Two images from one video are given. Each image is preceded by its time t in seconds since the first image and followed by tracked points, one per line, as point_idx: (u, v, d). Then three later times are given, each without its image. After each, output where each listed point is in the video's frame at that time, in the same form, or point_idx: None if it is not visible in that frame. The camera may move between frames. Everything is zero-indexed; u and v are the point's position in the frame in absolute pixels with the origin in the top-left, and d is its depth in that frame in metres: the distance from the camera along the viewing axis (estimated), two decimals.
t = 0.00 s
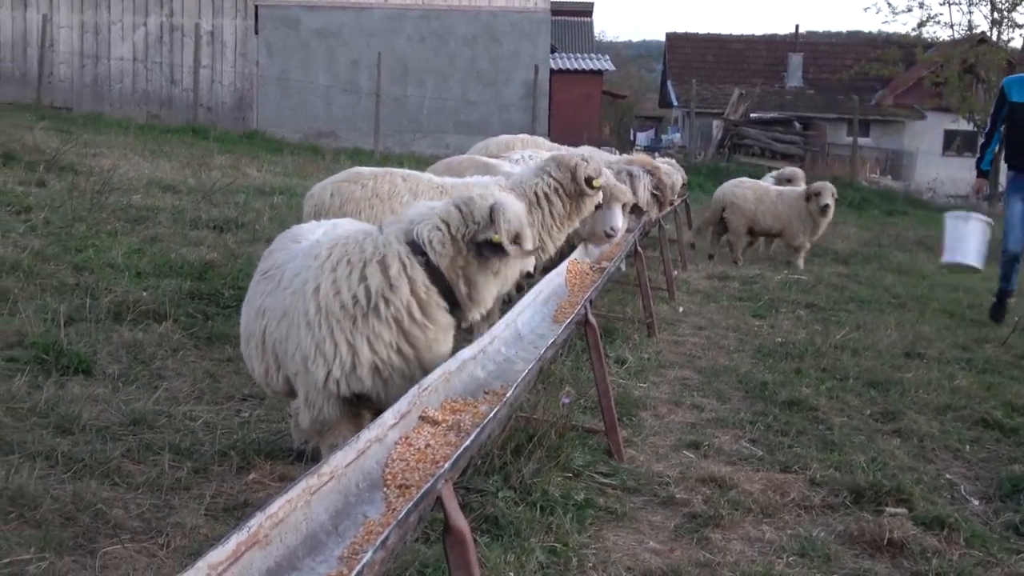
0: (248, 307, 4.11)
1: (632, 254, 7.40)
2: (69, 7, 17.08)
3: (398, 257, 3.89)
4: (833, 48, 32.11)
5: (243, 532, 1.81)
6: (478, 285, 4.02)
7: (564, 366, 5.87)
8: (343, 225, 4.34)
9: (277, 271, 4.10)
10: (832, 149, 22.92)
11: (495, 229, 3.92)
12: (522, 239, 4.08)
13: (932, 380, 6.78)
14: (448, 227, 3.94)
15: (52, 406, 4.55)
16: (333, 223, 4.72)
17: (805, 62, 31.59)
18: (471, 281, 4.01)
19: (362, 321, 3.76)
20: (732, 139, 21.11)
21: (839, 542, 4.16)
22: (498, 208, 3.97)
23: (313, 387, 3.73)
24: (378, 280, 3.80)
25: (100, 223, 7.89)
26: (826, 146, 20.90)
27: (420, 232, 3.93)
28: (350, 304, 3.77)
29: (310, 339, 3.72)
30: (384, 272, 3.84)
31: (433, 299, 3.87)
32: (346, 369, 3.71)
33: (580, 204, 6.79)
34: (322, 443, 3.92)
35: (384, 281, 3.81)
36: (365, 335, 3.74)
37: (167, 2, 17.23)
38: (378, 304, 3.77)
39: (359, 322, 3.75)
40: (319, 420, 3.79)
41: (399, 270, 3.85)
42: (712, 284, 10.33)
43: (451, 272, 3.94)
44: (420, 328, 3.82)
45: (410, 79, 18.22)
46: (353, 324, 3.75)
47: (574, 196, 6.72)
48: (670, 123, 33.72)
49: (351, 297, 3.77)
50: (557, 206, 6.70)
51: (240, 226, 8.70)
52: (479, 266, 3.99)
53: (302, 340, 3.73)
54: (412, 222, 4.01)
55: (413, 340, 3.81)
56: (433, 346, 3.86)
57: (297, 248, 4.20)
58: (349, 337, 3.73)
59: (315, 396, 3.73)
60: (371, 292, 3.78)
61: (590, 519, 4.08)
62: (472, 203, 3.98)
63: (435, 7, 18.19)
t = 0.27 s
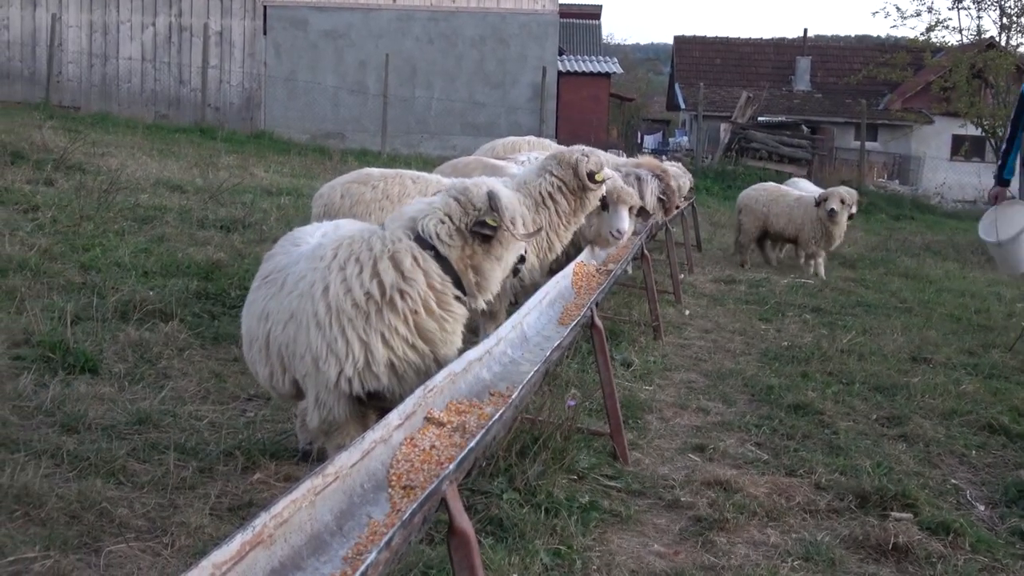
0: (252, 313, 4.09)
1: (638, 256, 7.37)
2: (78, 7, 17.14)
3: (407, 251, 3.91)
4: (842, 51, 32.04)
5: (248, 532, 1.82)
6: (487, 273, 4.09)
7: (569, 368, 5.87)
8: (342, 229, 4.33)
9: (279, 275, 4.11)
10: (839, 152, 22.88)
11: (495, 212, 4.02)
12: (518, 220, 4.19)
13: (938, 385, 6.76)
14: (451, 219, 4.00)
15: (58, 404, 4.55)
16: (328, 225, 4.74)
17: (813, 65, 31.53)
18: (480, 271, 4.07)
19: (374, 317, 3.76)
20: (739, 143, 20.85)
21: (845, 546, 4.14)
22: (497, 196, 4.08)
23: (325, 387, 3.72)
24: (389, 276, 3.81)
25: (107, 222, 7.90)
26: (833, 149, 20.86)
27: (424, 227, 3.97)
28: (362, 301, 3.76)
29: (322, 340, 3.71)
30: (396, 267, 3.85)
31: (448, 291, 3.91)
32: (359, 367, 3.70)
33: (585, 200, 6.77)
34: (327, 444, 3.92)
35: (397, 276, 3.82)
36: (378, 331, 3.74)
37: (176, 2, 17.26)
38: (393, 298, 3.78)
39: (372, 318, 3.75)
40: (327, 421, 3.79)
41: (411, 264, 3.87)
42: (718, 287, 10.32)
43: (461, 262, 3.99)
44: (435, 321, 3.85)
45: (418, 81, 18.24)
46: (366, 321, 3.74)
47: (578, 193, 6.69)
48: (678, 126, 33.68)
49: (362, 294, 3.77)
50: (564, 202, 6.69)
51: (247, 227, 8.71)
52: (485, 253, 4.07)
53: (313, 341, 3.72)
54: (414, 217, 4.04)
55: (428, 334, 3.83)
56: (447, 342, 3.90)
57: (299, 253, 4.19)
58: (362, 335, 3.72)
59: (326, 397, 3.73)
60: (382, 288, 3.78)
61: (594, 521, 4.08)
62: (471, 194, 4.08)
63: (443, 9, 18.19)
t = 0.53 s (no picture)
0: (258, 315, 4.10)
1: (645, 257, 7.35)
2: (86, 8, 17.19)
3: (408, 253, 3.90)
4: (849, 55, 31.97)
5: (253, 532, 1.82)
6: (487, 273, 4.08)
7: (575, 370, 5.86)
8: (346, 230, 4.34)
9: (285, 277, 4.11)
10: (846, 155, 22.84)
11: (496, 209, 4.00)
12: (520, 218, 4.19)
13: (945, 388, 6.73)
14: (451, 218, 3.99)
15: (64, 405, 4.57)
16: (334, 227, 4.74)
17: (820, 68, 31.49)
18: (480, 270, 4.06)
19: (377, 319, 3.76)
20: (746, 146, 20.88)
21: (850, 549, 4.13)
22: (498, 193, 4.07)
23: (329, 389, 3.73)
24: (391, 278, 3.81)
25: (114, 223, 7.91)
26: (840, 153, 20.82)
27: (423, 227, 3.96)
28: (364, 303, 3.76)
29: (326, 342, 3.72)
30: (397, 269, 3.85)
31: (448, 292, 3.90)
32: (363, 369, 3.70)
33: (587, 200, 6.78)
34: (332, 444, 3.92)
35: (397, 278, 3.82)
36: (380, 333, 3.74)
37: (184, 4, 17.31)
38: (394, 300, 3.77)
39: (374, 321, 3.75)
40: (333, 423, 3.80)
41: (411, 266, 3.87)
42: (724, 289, 10.30)
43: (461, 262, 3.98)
44: (435, 323, 3.84)
45: (425, 83, 18.25)
46: (369, 323, 3.74)
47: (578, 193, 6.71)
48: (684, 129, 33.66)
49: (364, 296, 3.77)
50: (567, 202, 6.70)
51: (254, 228, 8.72)
52: (485, 252, 4.06)
53: (318, 342, 3.73)
54: (413, 217, 4.03)
55: (430, 336, 3.83)
56: (450, 344, 3.89)
57: (304, 254, 4.20)
58: (365, 337, 3.72)
59: (331, 398, 3.73)
60: (384, 290, 3.78)
61: (600, 523, 4.07)
62: (472, 190, 4.06)
63: (450, 11, 18.20)
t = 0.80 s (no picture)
0: (263, 314, 4.12)
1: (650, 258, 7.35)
2: (92, 9, 17.22)
3: (406, 257, 3.89)
4: (854, 56, 31.93)
5: (257, 531, 1.82)
6: (488, 277, 4.02)
7: (580, 371, 5.86)
8: (352, 230, 4.34)
9: (290, 276, 4.12)
10: (852, 157, 22.81)
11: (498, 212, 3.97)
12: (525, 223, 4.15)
13: (950, 390, 6.72)
14: (453, 220, 3.96)
15: (69, 404, 4.57)
16: (344, 225, 4.75)
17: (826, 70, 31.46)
18: (482, 274, 4.01)
19: (374, 322, 3.75)
20: (751, 147, 20.88)
21: (854, 550, 4.12)
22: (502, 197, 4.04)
23: (329, 390, 3.74)
24: (388, 281, 3.79)
25: (119, 223, 7.92)
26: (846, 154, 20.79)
27: (424, 230, 3.94)
28: (362, 305, 3.76)
29: (325, 343, 3.73)
30: (394, 272, 3.83)
31: (444, 297, 3.87)
32: (361, 372, 3.71)
33: (587, 196, 6.79)
34: (336, 445, 3.93)
35: (394, 281, 3.81)
36: (377, 335, 3.73)
37: (189, 5, 17.34)
38: (390, 303, 3.76)
39: (371, 323, 3.75)
40: (334, 423, 3.81)
41: (409, 269, 3.85)
42: (729, 291, 10.29)
43: (461, 267, 3.94)
44: (431, 328, 3.82)
45: (430, 84, 18.26)
46: (366, 326, 3.74)
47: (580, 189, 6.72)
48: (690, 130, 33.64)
49: (362, 299, 3.77)
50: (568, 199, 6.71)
51: (259, 228, 8.73)
52: (487, 256, 4.01)
53: (318, 344, 3.74)
54: (415, 219, 4.00)
55: (429, 339, 3.81)
56: (448, 348, 3.87)
57: (310, 253, 4.21)
58: (362, 340, 3.72)
59: (330, 399, 3.74)
60: (381, 293, 3.77)
61: (604, 524, 4.07)
62: (474, 194, 4.05)
63: (456, 12, 18.19)
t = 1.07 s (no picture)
0: (267, 312, 4.13)
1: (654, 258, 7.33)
2: (96, 9, 17.25)
3: (407, 257, 3.89)
4: (858, 56, 31.88)
5: (261, 531, 1.82)
6: (490, 278, 4.04)
7: (584, 371, 5.86)
8: (359, 228, 4.35)
9: (295, 275, 4.13)
10: (855, 156, 22.79)
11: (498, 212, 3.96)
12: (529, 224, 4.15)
13: (954, 389, 6.70)
14: (454, 220, 3.97)
15: (73, 403, 4.58)
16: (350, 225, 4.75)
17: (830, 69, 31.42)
18: (483, 275, 4.02)
19: (375, 322, 3.75)
20: (755, 147, 20.82)
21: (859, 550, 4.12)
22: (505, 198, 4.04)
23: (332, 390, 3.75)
24: (389, 281, 3.79)
25: (123, 223, 7.93)
26: (850, 154, 20.77)
27: (426, 230, 3.94)
28: (363, 305, 3.76)
29: (327, 343, 3.73)
30: (395, 272, 3.83)
31: (445, 297, 3.86)
32: (362, 372, 3.70)
33: (585, 194, 6.77)
34: (340, 444, 3.93)
35: (395, 281, 3.80)
36: (378, 336, 3.73)
37: (193, 5, 17.35)
38: (390, 304, 3.76)
39: (372, 323, 3.74)
40: (337, 423, 3.81)
41: (410, 269, 3.85)
42: (733, 291, 10.27)
43: (462, 268, 3.94)
44: (432, 329, 3.82)
45: (434, 83, 18.26)
46: (367, 326, 3.74)
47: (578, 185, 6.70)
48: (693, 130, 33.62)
49: (364, 299, 3.77)
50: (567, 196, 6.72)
51: (263, 228, 8.73)
52: (489, 257, 4.02)
53: (320, 344, 3.75)
54: (417, 219, 4.01)
55: (429, 340, 3.80)
56: (449, 348, 3.86)
57: (315, 252, 4.22)
58: (363, 340, 3.72)
59: (333, 400, 3.75)
60: (382, 293, 3.77)
61: (608, 524, 4.07)
62: (478, 194, 4.05)
63: (460, 11, 18.19)
